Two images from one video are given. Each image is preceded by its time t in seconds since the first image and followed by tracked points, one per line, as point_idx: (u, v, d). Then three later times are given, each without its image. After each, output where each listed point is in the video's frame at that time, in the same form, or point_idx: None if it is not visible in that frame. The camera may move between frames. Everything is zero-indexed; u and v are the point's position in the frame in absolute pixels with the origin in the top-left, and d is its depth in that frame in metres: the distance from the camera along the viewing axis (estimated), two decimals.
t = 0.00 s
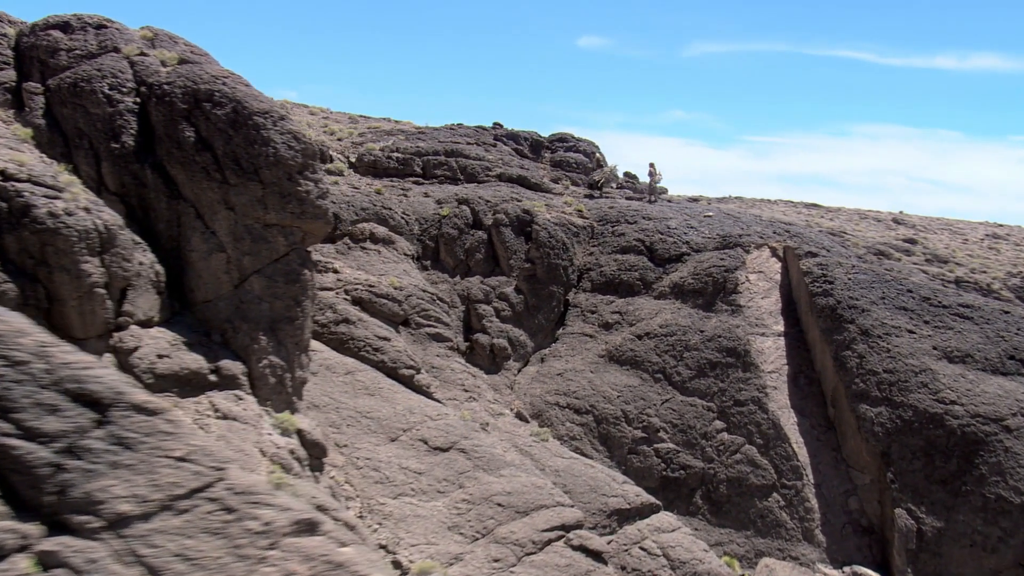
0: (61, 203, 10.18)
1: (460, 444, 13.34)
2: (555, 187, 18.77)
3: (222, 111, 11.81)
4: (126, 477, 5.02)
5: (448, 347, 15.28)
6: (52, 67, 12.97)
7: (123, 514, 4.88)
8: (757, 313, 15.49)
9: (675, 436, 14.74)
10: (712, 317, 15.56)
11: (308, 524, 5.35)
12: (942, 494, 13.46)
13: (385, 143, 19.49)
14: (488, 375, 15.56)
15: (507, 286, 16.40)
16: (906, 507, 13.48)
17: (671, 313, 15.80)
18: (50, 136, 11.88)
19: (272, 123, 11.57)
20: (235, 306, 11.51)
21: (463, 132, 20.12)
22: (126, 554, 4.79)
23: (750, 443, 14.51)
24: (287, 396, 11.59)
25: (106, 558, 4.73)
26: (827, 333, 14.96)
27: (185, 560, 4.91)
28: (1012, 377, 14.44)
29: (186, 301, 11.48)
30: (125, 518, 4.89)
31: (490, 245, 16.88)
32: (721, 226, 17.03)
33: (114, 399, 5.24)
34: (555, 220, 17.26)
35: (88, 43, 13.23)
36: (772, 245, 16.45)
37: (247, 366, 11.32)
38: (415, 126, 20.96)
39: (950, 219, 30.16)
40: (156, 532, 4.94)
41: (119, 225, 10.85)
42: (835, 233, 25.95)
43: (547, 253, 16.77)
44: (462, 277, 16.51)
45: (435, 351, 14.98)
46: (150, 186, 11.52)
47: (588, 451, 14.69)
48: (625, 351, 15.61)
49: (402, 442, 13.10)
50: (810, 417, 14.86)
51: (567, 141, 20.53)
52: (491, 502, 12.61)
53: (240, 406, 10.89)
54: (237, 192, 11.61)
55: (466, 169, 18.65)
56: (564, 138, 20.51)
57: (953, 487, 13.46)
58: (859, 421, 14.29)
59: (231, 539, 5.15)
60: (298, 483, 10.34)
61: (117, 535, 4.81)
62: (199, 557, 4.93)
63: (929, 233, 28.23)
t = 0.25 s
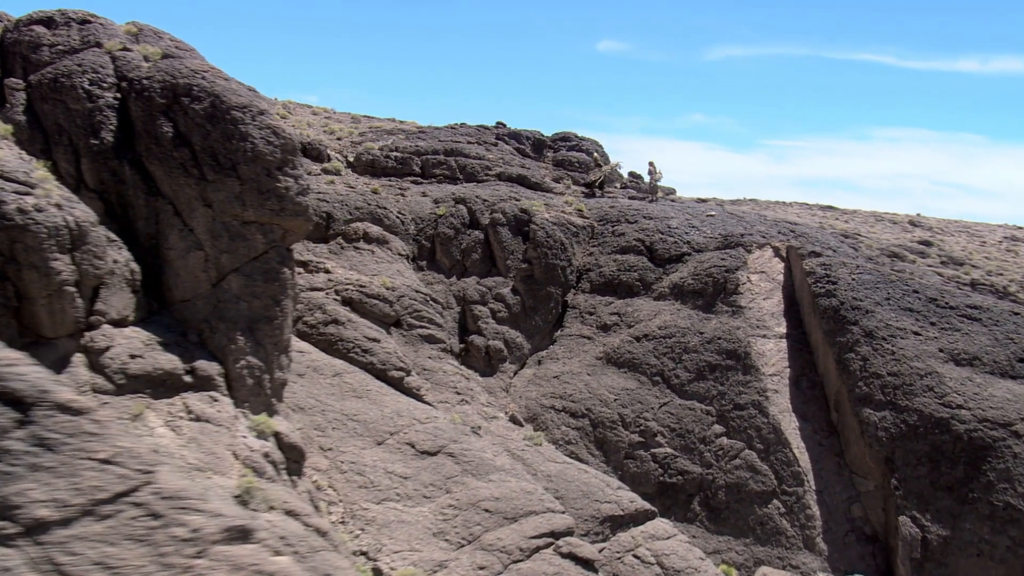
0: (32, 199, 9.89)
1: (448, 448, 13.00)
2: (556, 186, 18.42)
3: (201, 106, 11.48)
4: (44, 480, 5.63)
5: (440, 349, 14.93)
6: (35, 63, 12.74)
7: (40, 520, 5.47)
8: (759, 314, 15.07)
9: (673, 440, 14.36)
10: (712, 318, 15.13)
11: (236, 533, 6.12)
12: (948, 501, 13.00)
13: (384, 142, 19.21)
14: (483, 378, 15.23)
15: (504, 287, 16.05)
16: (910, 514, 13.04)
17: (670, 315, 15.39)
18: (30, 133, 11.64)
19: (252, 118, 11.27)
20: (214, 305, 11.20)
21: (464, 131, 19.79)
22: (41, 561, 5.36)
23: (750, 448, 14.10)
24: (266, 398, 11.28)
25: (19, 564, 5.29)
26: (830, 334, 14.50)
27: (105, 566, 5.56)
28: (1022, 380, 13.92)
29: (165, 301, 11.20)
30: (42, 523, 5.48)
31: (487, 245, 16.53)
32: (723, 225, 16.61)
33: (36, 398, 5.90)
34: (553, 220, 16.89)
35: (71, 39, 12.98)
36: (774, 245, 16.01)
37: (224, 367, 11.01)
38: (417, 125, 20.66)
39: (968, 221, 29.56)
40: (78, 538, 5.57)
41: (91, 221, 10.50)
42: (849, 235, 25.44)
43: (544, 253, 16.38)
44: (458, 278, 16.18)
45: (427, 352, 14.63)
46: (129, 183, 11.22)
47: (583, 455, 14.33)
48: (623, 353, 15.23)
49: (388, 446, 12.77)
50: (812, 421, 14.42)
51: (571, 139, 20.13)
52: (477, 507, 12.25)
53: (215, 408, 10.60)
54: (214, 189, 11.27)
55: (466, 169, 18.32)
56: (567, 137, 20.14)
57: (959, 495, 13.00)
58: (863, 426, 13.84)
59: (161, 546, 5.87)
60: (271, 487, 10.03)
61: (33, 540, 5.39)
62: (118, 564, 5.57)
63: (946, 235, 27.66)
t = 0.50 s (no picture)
0: None
1: (435, 452, 12.66)
2: (557, 186, 18.07)
3: (178, 101, 11.26)
4: None
5: (432, 350, 14.60)
6: (16, 59, 12.44)
7: None
8: (759, 316, 14.64)
9: (669, 445, 13.97)
10: (711, 319, 14.70)
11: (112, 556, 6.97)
12: (953, 509, 12.56)
13: (383, 141, 18.91)
14: (477, 381, 14.92)
15: (499, 288, 15.72)
16: (913, 522, 12.61)
17: (668, 316, 14.98)
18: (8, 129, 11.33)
19: (228, 112, 11.01)
20: (190, 304, 10.88)
21: (465, 130, 19.47)
22: None
23: (748, 453, 13.70)
24: (242, 400, 10.97)
25: None
26: (832, 336, 14.07)
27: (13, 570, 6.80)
28: None
29: (141, 300, 10.93)
30: None
31: (483, 245, 16.21)
32: (725, 225, 16.18)
33: None
34: (551, 219, 16.51)
35: (53, 34, 12.68)
36: (776, 244, 15.59)
37: (199, 367, 10.70)
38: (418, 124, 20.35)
39: (986, 224, 28.98)
40: None
41: (61, 218, 10.23)
42: (862, 237, 24.94)
43: (541, 253, 15.99)
44: (453, 279, 15.87)
45: (418, 354, 14.31)
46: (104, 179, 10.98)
47: (577, 460, 13.97)
48: (620, 356, 14.86)
49: (373, 450, 12.45)
50: (813, 426, 14.00)
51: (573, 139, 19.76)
52: (462, 513, 11.91)
53: (188, 409, 10.32)
54: (191, 185, 11.01)
55: (464, 168, 17.99)
56: (570, 136, 19.79)
57: (964, 502, 12.55)
58: (865, 430, 13.42)
59: (75, 551, 7.17)
60: (241, 491, 9.73)
61: None
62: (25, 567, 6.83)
63: (963, 238, 27.10)
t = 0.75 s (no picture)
0: None
1: (420, 455, 12.35)
2: (557, 184, 17.74)
3: (152, 95, 11.00)
4: None
5: (423, 352, 14.30)
6: None
7: None
8: (758, 317, 14.24)
9: (665, 449, 13.61)
10: (708, 320, 14.32)
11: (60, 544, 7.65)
12: (956, 516, 12.13)
13: (382, 140, 18.64)
14: (470, 383, 14.62)
15: (494, 288, 15.41)
16: (915, 529, 12.20)
17: (665, 317, 14.61)
18: None
19: (202, 106, 10.82)
20: (164, 303, 10.61)
21: (465, 129, 19.17)
22: None
23: (745, 458, 13.32)
24: (218, 401, 10.68)
25: None
26: (832, 337, 13.68)
27: None
28: None
29: (117, 299, 10.69)
30: None
31: (478, 244, 15.90)
32: (725, 224, 15.80)
33: None
34: (548, 218, 16.17)
35: (35, 28, 12.44)
36: (777, 243, 15.20)
37: (172, 368, 10.42)
38: (418, 123, 20.07)
39: (1004, 226, 28.38)
40: None
41: (30, 214, 10.02)
42: (876, 239, 24.44)
43: (536, 252, 15.66)
44: (447, 279, 15.57)
45: (407, 355, 14.01)
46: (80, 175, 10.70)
47: (569, 464, 13.63)
48: (615, 357, 14.51)
49: (356, 452, 12.16)
50: (813, 430, 13.60)
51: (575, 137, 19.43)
52: (446, 518, 11.60)
53: (159, 410, 10.05)
54: (165, 180, 10.75)
55: (462, 167, 17.68)
56: (571, 135, 19.45)
57: (968, 509, 12.12)
58: (865, 435, 13.02)
59: None
60: (209, 494, 9.45)
61: None
62: None
63: (980, 240, 26.53)
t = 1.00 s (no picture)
0: None
1: (405, 458, 12.05)
2: (556, 183, 17.43)
3: (127, 89, 10.67)
4: None
5: (414, 353, 14.01)
6: None
7: None
8: (757, 317, 13.87)
9: (659, 453, 13.26)
10: (706, 321, 13.97)
11: None
12: (960, 523, 11.70)
13: (380, 140, 18.39)
14: (463, 385, 14.34)
15: (488, 288, 15.12)
16: (917, 537, 11.79)
17: (662, 317, 14.26)
18: None
19: (178, 100, 10.71)
20: (138, 301, 10.36)
21: (465, 128, 18.89)
22: None
23: (742, 463, 12.94)
24: (192, 401, 10.41)
25: None
26: (832, 338, 13.29)
27: None
28: None
29: (91, 297, 10.45)
30: None
31: (473, 244, 15.61)
32: (726, 223, 15.44)
33: None
34: (545, 217, 15.86)
35: (15, 24, 12.17)
36: (777, 242, 14.83)
37: (144, 367, 10.14)
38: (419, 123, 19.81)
39: None
40: None
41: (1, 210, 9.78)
42: (889, 240, 23.95)
43: (532, 252, 15.35)
44: (441, 279, 15.28)
45: (397, 356, 13.73)
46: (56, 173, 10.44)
47: (562, 468, 13.30)
48: (611, 359, 14.17)
49: (339, 455, 11.88)
50: (813, 434, 13.22)
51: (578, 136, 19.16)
52: (429, 523, 11.30)
53: (130, 410, 9.76)
54: (139, 176, 10.48)
55: (461, 166, 17.40)
56: (574, 134, 19.14)
57: (972, 516, 11.69)
58: (866, 439, 12.62)
59: None
60: (175, 497, 9.18)
61: None
62: None
63: (998, 242, 25.97)
